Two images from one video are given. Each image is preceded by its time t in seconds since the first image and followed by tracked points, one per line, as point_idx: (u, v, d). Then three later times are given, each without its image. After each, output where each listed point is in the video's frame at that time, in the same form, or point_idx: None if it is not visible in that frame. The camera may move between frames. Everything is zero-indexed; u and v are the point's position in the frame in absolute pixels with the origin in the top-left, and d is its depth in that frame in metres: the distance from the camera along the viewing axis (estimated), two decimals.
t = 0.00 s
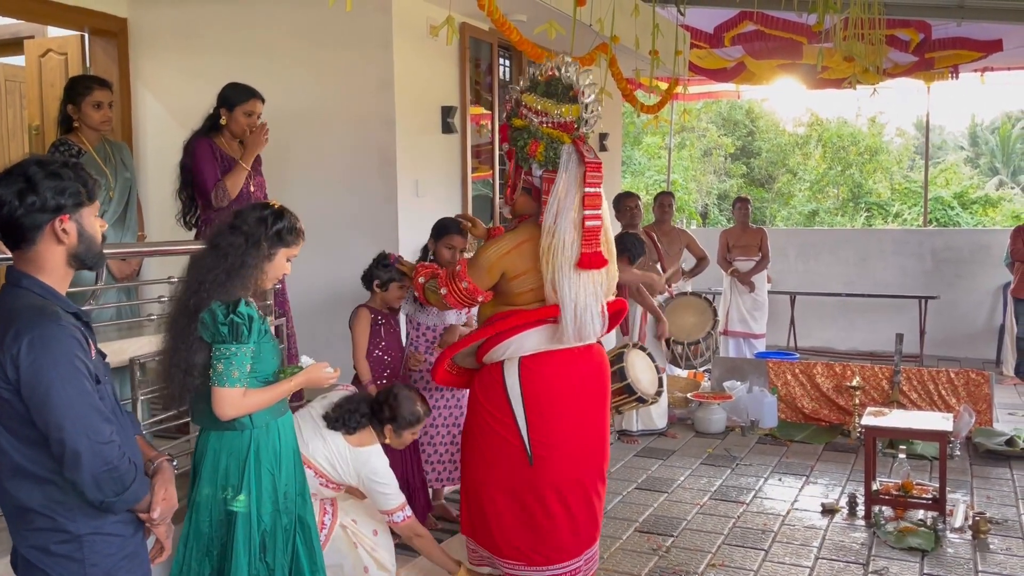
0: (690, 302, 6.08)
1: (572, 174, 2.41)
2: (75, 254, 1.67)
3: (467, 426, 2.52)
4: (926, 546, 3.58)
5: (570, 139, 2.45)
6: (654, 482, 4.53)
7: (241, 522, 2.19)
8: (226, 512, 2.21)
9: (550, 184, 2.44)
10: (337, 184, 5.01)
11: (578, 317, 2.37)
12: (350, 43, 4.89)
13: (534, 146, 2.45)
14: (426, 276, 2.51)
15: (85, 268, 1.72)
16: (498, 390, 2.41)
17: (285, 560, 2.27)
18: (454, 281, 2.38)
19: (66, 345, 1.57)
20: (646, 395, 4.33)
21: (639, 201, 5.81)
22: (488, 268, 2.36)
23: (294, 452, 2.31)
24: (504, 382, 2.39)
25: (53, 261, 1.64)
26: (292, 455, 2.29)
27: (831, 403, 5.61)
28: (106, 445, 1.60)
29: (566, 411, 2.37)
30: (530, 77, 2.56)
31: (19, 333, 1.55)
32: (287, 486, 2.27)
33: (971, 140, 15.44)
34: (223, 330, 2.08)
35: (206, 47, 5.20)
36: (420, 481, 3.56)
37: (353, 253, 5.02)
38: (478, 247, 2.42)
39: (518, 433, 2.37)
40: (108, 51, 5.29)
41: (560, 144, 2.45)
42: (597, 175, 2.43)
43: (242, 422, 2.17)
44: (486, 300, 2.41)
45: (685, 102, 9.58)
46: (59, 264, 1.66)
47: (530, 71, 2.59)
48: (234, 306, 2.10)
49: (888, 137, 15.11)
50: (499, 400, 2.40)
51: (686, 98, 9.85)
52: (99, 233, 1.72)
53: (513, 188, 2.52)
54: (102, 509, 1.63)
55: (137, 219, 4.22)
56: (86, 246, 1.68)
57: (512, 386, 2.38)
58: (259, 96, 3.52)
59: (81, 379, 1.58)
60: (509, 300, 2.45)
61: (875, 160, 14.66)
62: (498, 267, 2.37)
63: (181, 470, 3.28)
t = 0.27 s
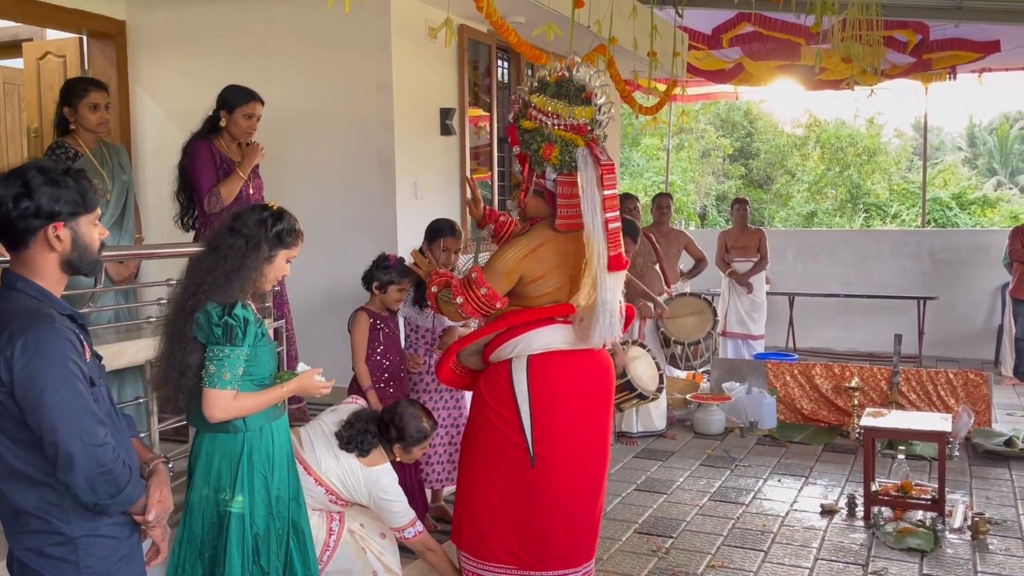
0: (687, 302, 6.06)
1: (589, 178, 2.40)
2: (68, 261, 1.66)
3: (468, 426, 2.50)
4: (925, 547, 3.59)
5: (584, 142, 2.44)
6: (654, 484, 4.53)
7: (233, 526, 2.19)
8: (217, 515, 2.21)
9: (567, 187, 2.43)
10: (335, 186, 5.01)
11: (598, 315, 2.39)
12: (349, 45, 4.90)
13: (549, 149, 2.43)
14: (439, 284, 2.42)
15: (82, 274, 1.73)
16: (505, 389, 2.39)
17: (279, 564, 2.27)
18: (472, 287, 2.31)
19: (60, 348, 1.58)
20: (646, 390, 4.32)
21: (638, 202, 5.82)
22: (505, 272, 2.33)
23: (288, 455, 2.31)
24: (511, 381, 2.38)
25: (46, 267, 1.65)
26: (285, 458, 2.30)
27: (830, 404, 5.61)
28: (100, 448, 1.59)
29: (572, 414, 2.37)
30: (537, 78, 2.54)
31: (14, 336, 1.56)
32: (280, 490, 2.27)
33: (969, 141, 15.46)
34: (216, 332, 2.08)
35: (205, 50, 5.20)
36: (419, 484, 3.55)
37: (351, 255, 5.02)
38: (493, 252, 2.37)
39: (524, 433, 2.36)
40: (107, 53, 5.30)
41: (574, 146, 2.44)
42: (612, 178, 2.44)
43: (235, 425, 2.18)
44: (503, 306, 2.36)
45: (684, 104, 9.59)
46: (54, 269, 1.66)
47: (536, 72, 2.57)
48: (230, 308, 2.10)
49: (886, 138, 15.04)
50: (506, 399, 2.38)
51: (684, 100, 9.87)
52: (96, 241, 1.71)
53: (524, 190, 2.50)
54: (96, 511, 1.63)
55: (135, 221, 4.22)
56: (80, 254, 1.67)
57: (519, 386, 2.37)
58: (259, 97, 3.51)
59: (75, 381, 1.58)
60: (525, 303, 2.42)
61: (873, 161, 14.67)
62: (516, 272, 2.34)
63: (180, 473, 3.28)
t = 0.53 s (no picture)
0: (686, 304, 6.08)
1: (600, 181, 2.42)
2: (67, 265, 1.66)
3: (468, 429, 2.47)
4: (923, 548, 3.59)
5: (594, 145, 2.47)
6: (653, 485, 4.53)
7: (231, 529, 2.19)
8: (216, 518, 2.20)
9: (577, 190, 2.44)
10: (333, 188, 5.01)
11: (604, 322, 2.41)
12: (346, 47, 4.90)
13: (560, 153, 2.44)
14: (443, 288, 2.42)
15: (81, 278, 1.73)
16: (511, 389, 2.37)
17: (278, 567, 2.26)
18: (484, 292, 2.30)
19: (59, 349, 1.58)
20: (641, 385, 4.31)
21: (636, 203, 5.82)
22: (518, 277, 2.35)
23: (285, 459, 2.31)
24: (518, 382, 2.37)
25: (45, 271, 1.65)
26: (283, 462, 2.29)
27: (829, 404, 5.61)
28: (98, 451, 1.60)
29: (578, 416, 2.38)
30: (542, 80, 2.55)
31: (13, 337, 1.56)
32: (279, 492, 2.27)
33: (966, 141, 15.49)
34: (219, 337, 2.09)
35: (203, 52, 5.20)
36: (416, 485, 3.56)
37: (349, 257, 5.02)
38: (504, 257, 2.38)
39: (532, 435, 2.34)
40: (106, 56, 5.30)
41: (585, 150, 2.46)
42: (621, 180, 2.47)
43: (234, 428, 2.18)
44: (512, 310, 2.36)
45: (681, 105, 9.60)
46: (53, 273, 1.66)
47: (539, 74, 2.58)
48: (232, 312, 2.12)
49: (884, 139, 15.04)
50: (512, 400, 2.37)
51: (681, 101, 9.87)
52: (96, 244, 1.71)
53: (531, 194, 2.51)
54: (93, 515, 1.63)
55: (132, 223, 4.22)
56: (80, 259, 1.67)
57: (527, 386, 2.36)
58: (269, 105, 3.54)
59: (74, 383, 1.58)
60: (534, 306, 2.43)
61: (871, 161, 14.70)
62: (528, 277, 2.36)
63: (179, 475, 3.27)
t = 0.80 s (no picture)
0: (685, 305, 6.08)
1: (590, 181, 2.42)
2: (64, 269, 1.67)
3: (472, 434, 2.46)
4: (920, 548, 3.60)
5: (585, 145, 2.46)
6: (650, 486, 4.53)
7: (232, 532, 2.18)
8: (216, 522, 2.20)
9: (569, 189, 2.45)
10: (330, 190, 5.02)
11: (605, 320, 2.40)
12: (343, 49, 4.90)
13: (549, 152, 2.45)
14: (443, 294, 2.40)
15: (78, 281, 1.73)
16: (518, 392, 2.37)
17: (277, 569, 2.27)
18: (489, 296, 2.29)
19: (60, 354, 1.58)
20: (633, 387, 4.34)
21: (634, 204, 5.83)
22: (521, 279, 2.35)
23: (283, 462, 2.31)
24: (525, 385, 2.37)
25: (43, 275, 1.66)
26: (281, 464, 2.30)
27: (826, 405, 5.62)
28: (100, 456, 1.60)
29: (584, 416, 2.40)
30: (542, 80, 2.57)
31: (14, 341, 1.55)
32: (277, 495, 2.27)
33: (963, 142, 15.52)
34: (218, 340, 2.08)
35: (199, 54, 5.20)
36: (414, 487, 3.55)
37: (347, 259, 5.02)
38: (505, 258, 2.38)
39: (540, 437, 2.35)
40: (102, 58, 5.29)
41: (576, 150, 2.46)
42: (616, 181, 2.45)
43: (234, 431, 2.18)
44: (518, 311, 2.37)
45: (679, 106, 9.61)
46: (51, 277, 1.67)
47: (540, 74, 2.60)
48: (231, 315, 2.10)
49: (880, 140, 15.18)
50: (519, 403, 2.37)
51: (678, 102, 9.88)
52: (94, 247, 1.71)
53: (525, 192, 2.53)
54: (94, 521, 1.64)
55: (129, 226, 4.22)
56: (77, 263, 1.68)
57: (534, 389, 2.36)
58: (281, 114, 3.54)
59: (76, 389, 1.58)
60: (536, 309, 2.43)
61: (868, 162, 14.73)
62: (531, 278, 2.37)
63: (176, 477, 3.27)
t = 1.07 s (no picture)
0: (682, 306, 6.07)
1: (558, 179, 2.40)
2: (62, 272, 1.67)
3: (472, 436, 2.47)
4: (915, 547, 3.61)
5: (560, 144, 2.45)
6: (646, 486, 4.54)
7: (224, 534, 2.18)
8: (208, 523, 2.21)
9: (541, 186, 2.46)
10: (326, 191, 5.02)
11: (590, 318, 2.37)
12: (339, 50, 4.90)
13: (525, 147, 2.48)
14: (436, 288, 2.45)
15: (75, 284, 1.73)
16: (513, 394, 2.38)
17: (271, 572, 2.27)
18: (474, 288, 2.34)
19: (64, 360, 1.58)
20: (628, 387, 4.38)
21: (629, 205, 5.83)
22: (505, 273, 2.37)
23: (276, 464, 2.32)
24: (519, 386, 2.37)
25: (41, 279, 1.66)
26: (274, 467, 2.30)
27: (821, 405, 5.63)
28: (105, 462, 1.60)
29: (580, 414, 2.39)
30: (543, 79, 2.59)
31: (17, 347, 1.55)
32: (270, 497, 2.27)
33: (958, 142, 15.55)
34: (209, 342, 2.07)
35: (194, 55, 5.19)
36: (410, 487, 3.55)
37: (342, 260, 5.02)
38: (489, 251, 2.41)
39: (537, 438, 2.35)
40: (97, 59, 5.24)
41: (551, 147, 2.46)
42: (588, 183, 2.43)
43: (224, 432, 2.18)
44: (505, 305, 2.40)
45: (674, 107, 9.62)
46: (49, 280, 1.67)
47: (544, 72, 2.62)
48: (221, 317, 2.10)
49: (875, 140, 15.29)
50: (514, 404, 2.37)
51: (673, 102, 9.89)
52: (92, 250, 1.71)
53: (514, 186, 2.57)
54: (98, 526, 1.64)
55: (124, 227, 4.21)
56: (75, 266, 1.68)
57: (528, 390, 2.36)
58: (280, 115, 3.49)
59: (81, 395, 1.58)
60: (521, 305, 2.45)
61: (863, 163, 14.75)
62: (513, 271, 2.39)
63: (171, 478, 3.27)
